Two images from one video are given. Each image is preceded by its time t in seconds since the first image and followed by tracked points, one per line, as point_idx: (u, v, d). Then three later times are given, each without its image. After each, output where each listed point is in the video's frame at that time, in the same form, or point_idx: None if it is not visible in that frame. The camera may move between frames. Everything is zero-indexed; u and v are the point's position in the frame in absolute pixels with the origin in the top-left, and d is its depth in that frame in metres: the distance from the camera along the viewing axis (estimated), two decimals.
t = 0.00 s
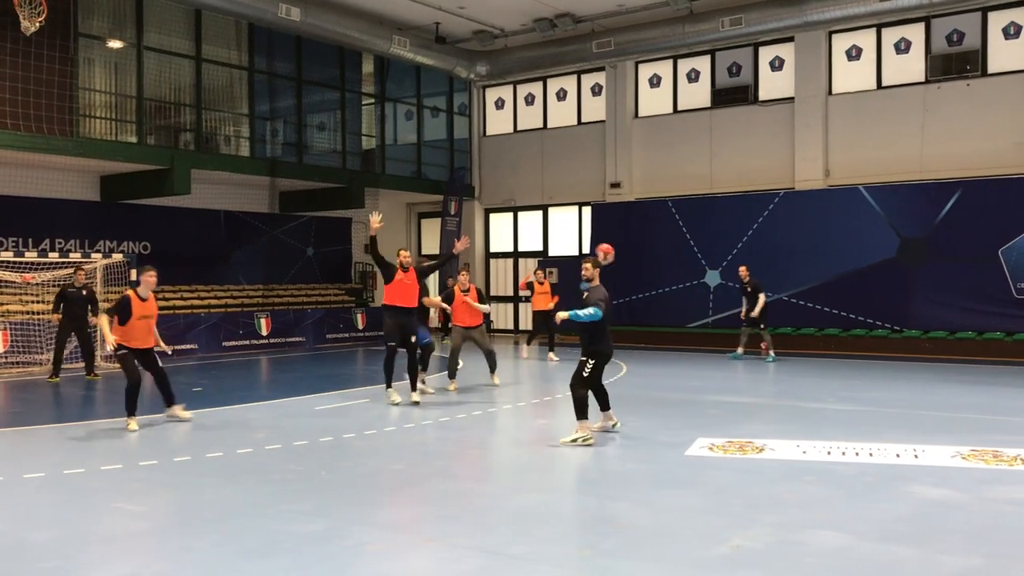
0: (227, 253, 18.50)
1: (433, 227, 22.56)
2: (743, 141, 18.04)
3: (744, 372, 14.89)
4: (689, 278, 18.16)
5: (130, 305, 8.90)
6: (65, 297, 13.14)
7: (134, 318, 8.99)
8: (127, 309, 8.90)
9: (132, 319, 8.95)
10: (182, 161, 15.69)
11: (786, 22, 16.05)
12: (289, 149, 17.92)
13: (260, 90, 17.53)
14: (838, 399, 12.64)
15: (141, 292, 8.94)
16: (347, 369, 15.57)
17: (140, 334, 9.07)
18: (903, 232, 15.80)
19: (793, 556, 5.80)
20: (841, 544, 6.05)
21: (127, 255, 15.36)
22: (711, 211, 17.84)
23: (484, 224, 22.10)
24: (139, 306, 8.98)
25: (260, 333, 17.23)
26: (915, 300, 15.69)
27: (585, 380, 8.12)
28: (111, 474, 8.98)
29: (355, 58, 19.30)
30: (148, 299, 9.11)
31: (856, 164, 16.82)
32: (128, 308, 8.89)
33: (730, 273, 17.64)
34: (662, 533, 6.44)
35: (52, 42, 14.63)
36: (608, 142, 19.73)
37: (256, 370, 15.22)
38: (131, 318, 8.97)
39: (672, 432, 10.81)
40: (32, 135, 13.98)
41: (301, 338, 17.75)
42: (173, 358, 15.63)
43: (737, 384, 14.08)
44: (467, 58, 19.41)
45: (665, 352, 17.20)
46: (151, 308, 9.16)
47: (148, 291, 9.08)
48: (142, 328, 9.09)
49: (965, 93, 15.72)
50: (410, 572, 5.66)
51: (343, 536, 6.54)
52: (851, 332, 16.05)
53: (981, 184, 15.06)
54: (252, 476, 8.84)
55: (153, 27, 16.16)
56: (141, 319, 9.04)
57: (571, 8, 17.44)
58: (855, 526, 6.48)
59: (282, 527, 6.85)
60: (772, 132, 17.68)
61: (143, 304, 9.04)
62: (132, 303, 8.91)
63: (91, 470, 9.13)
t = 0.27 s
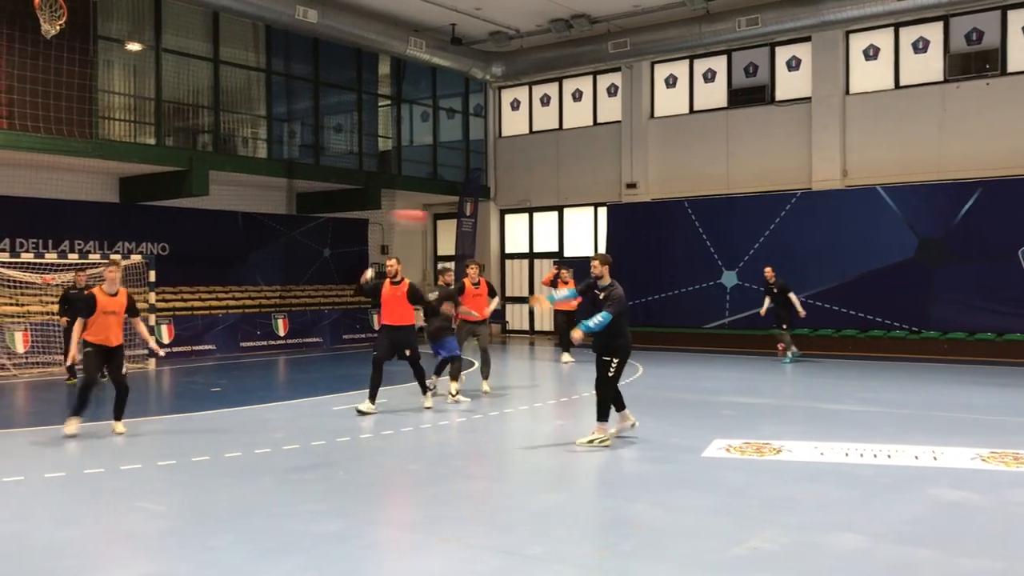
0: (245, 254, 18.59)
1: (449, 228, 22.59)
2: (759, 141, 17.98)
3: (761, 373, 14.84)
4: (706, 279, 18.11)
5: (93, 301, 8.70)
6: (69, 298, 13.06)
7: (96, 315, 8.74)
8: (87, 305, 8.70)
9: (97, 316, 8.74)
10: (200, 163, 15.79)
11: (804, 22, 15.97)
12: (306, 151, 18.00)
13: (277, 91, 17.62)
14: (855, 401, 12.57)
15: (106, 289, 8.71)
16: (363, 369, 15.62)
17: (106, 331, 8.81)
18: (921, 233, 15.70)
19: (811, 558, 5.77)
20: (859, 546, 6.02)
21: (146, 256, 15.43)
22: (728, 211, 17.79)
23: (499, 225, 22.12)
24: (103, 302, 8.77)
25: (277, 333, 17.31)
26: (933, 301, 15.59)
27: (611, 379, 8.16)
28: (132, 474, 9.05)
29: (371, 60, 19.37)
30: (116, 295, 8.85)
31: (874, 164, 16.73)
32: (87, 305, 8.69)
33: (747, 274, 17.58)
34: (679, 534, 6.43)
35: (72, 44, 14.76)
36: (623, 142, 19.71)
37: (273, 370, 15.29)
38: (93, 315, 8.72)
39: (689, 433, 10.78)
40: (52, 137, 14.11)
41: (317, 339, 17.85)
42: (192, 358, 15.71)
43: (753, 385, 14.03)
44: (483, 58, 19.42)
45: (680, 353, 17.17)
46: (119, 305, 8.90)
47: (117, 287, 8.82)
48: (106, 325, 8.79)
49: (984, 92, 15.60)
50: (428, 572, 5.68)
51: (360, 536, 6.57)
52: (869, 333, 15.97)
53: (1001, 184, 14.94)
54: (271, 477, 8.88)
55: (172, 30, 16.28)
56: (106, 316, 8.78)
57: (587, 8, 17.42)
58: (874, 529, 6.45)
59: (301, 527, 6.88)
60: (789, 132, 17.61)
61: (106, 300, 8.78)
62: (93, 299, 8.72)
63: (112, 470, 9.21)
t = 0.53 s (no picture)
0: (269, 255, 18.71)
1: (471, 229, 22.63)
2: (783, 141, 17.88)
3: (783, 374, 14.76)
4: (728, 280, 18.04)
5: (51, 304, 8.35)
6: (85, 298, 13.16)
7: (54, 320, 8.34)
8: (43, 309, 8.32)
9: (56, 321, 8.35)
10: (224, 165, 15.89)
11: (828, 21, 15.86)
12: (329, 153, 18.10)
13: (300, 94, 17.74)
14: (880, 402, 12.48)
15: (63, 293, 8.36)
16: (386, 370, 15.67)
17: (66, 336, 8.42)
18: (947, 233, 15.56)
19: (836, 560, 5.74)
20: (884, 548, 5.98)
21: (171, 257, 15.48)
22: (751, 212, 17.71)
23: (521, 226, 22.15)
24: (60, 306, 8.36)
25: (301, 334, 17.42)
26: (959, 302, 15.44)
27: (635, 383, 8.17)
28: (161, 472, 9.14)
29: (394, 62, 19.45)
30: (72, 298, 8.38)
31: (899, 163, 16.59)
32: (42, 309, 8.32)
33: (770, 275, 17.50)
34: (701, 536, 6.40)
35: (99, 48, 14.94)
36: (646, 143, 19.67)
37: (297, 370, 15.39)
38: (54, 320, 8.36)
39: (713, 435, 10.73)
40: (79, 140, 14.28)
41: (340, 340, 17.96)
42: (217, 359, 15.84)
43: (776, 387, 13.95)
44: (505, 60, 19.44)
45: (703, 354, 17.12)
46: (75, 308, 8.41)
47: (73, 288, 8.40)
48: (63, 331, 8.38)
49: (1011, 91, 15.43)
50: (452, 572, 5.69)
51: (384, 535, 6.60)
52: (894, 334, 15.84)
53: None
54: (297, 476, 8.93)
55: (196, 34, 16.43)
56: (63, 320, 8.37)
57: (609, 9, 17.39)
58: (899, 531, 6.40)
59: (325, 526, 6.92)
60: (813, 132, 17.50)
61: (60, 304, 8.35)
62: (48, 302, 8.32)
63: (142, 468, 9.32)
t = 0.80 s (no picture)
0: (297, 256, 18.83)
1: (498, 230, 22.64)
2: (812, 140, 17.74)
3: (811, 375, 14.63)
4: (757, 280, 17.90)
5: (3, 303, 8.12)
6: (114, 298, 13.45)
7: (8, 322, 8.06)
8: None
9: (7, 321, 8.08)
10: (253, 166, 16.00)
11: (858, 19, 15.70)
12: (356, 154, 18.19)
13: (328, 95, 17.85)
14: (911, 403, 12.33)
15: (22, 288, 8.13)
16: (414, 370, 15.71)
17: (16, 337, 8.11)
18: (980, 232, 15.35)
19: (868, 563, 5.66)
20: (918, 551, 5.90)
21: (202, 259, 15.59)
22: (780, 212, 17.57)
23: (548, 226, 22.15)
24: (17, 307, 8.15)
25: (329, 334, 17.52)
26: (993, 302, 15.22)
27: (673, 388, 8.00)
28: (195, 470, 9.24)
29: (421, 63, 19.53)
30: (35, 299, 8.22)
31: (930, 162, 16.39)
32: None
33: (800, 275, 17.35)
34: (731, 538, 6.34)
35: (130, 51, 15.14)
36: (673, 142, 19.57)
37: (325, 370, 15.48)
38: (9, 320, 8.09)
39: (743, 436, 10.65)
40: (111, 142, 14.48)
41: (368, 340, 18.02)
42: (245, 359, 15.95)
43: (804, 388, 13.83)
44: (531, 60, 19.44)
45: (730, 354, 17.01)
46: (35, 308, 8.20)
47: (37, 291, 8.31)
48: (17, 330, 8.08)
49: None
50: (480, 572, 5.69)
51: (414, 534, 6.61)
52: (926, 334, 15.64)
53: None
54: (327, 475, 8.98)
55: (226, 36, 16.59)
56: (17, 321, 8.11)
57: (636, 8, 17.34)
58: (933, 534, 6.31)
59: (353, 525, 6.94)
60: (844, 131, 17.34)
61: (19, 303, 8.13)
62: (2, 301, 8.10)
63: (176, 466, 9.43)
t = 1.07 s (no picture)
0: (327, 256, 18.93)
1: (525, 229, 22.63)
2: (843, 137, 17.57)
3: (840, 375, 14.49)
4: (787, 279, 17.76)
5: None
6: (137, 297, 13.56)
7: None
8: None
9: None
10: (283, 166, 16.08)
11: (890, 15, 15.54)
12: (384, 154, 18.25)
13: (357, 95, 17.93)
14: (945, 404, 12.16)
15: None
16: (442, 369, 15.75)
17: None
18: (1015, 230, 15.11)
19: (903, 565, 5.58)
20: (954, 553, 5.80)
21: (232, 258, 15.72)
22: (810, 210, 17.41)
23: (576, 225, 22.13)
24: None
25: (358, 334, 17.61)
26: None
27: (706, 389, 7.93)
28: (226, 468, 9.30)
29: (448, 62, 19.57)
30: None
31: (964, 159, 16.17)
32: None
33: (831, 274, 17.18)
34: (762, 538, 6.28)
35: (161, 53, 15.30)
36: (702, 140, 19.46)
37: (353, 369, 15.56)
38: None
39: (774, 436, 10.56)
40: (141, 143, 14.63)
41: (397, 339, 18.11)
42: (274, 358, 16.04)
43: (833, 388, 13.69)
44: (558, 59, 19.41)
45: (757, 355, 16.89)
46: None
47: None
48: None
49: None
50: (509, 571, 5.66)
51: (443, 533, 6.60)
52: (959, 334, 15.41)
53: None
54: (357, 474, 9.00)
55: (255, 37, 16.71)
56: None
57: (664, 6, 17.26)
58: (969, 536, 6.20)
59: (382, 523, 6.95)
60: (875, 128, 17.15)
61: None
62: None
63: (206, 464, 9.49)
